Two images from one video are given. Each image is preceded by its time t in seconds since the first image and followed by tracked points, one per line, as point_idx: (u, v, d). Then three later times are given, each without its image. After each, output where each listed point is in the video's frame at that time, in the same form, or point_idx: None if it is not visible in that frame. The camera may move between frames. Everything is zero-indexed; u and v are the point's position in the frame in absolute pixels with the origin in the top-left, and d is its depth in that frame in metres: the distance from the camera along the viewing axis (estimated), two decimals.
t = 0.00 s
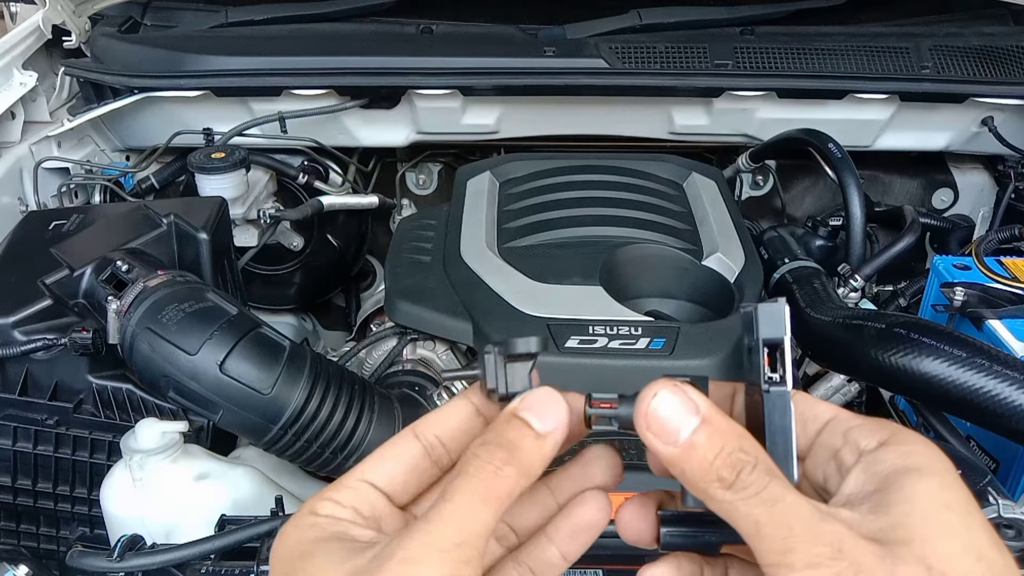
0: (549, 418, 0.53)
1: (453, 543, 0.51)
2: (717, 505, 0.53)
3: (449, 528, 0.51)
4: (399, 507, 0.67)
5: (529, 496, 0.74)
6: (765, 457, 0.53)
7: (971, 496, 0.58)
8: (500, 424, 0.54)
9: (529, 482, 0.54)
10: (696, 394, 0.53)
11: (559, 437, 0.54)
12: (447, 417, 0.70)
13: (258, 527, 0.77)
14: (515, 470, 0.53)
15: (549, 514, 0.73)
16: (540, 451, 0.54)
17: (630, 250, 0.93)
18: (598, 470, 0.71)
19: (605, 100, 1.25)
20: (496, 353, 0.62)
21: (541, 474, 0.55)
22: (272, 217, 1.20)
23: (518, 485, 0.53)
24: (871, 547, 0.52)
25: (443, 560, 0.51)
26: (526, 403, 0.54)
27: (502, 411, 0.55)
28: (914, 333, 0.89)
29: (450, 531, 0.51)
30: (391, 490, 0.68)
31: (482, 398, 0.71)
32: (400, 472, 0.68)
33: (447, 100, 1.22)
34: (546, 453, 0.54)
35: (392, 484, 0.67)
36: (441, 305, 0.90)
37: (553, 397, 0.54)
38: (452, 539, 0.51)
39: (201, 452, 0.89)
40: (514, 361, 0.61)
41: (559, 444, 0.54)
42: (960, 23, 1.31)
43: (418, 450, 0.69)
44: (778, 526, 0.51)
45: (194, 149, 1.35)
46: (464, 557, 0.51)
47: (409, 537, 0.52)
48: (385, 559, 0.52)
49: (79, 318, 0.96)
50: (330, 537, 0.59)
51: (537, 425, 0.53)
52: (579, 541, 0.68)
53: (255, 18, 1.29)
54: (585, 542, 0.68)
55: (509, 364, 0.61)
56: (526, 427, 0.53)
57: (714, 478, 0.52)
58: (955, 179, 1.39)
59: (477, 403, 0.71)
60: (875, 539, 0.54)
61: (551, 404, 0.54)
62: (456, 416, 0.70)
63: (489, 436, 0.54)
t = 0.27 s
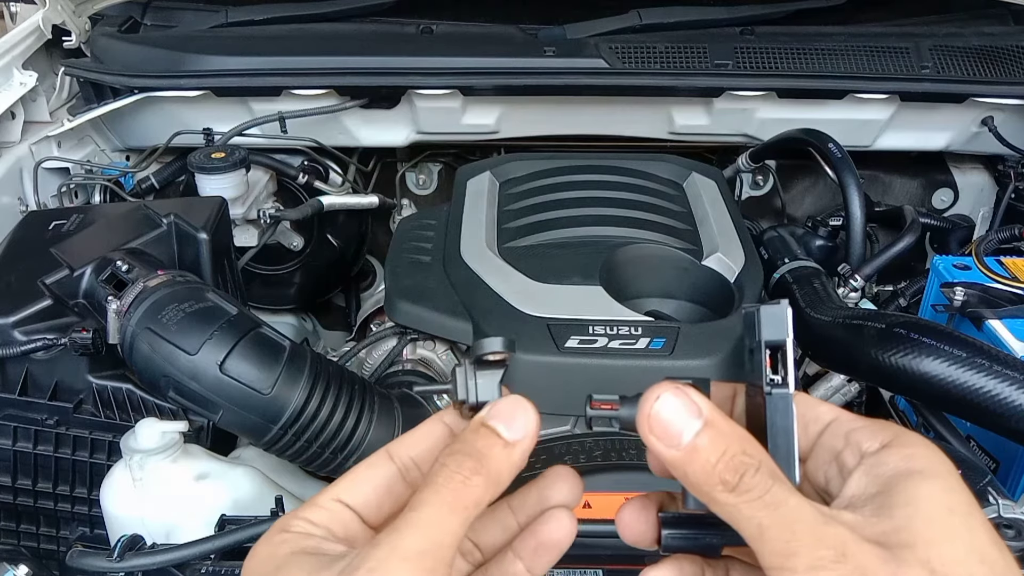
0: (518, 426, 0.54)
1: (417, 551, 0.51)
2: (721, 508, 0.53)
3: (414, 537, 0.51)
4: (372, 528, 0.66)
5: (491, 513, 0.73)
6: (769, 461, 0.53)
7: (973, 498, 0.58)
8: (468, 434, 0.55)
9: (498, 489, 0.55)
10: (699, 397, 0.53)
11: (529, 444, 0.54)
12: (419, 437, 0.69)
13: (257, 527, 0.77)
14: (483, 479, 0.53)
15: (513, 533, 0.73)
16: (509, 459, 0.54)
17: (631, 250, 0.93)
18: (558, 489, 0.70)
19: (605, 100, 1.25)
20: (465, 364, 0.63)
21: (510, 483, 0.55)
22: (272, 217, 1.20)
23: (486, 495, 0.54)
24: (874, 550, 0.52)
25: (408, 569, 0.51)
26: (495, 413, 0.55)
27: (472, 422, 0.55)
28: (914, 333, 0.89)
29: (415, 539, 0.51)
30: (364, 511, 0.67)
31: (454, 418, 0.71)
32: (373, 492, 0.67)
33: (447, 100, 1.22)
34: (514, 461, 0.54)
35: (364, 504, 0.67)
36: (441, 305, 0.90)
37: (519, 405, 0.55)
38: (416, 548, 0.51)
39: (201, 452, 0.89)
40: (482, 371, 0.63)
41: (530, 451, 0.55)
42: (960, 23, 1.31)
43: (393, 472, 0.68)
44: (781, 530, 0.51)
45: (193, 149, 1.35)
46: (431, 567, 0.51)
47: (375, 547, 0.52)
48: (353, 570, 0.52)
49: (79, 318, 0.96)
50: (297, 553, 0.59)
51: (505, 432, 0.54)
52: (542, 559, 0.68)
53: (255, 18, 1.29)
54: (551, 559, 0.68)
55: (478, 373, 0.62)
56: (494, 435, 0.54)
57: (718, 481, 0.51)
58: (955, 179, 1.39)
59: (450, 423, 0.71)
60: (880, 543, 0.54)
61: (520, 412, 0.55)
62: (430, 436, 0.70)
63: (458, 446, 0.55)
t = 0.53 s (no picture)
0: (508, 420, 0.54)
1: (411, 551, 0.52)
2: (720, 511, 0.53)
3: (406, 536, 0.53)
4: (366, 525, 0.67)
5: (484, 509, 0.74)
6: (768, 463, 0.53)
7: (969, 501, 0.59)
8: (458, 428, 0.55)
9: (490, 483, 0.55)
10: (698, 399, 0.52)
11: (520, 437, 0.54)
12: (412, 434, 0.69)
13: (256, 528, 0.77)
14: (475, 474, 0.54)
15: (506, 528, 0.74)
16: (501, 453, 0.54)
17: (631, 250, 0.93)
18: (550, 485, 0.69)
19: (605, 100, 1.25)
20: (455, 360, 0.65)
21: (502, 475, 0.56)
22: (272, 217, 1.20)
23: (477, 489, 0.54)
24: (872, 553, 0.52)
25: (401, 569, 0.52)
26: (484, 406, 0.54)
27: (461, 415, 0.55)
28: (914, 333, 0.89)
29: (408, 538, 0.53)
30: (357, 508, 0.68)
31: (448, 413, 0.71)
32: (366, 488, 0.68)
33: (447, 100, 1.22)
34: (505, 454, 0.54)
35: (357, 500, 0.68)
36: (442, 305, 0.90)
37: (508, 398, 0.54)
38: (410, 547, 0.52)
39: (201, 452, 0.89)
40: (472, 365, 0.65)
41: (520, 444, 0.55)
42: (960, 23, 1.31)
43: (386, 468, 0.69)
44: (780, 533, 0.51)
45: (193, 149, 1.35)
46: (423, 565, 0.53)
47: (368, 547, 0.53)
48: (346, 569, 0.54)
49: (79, 318, 0.96)
50: (288, 550, 0.60)
51: (497, 426, 0.54)
52: (535, 556, 0.68)
53: (255, 18, 1.29)
54: (543, 557, 0.68)
55: (468, 367, 0.64)
56: (485, 429, 0.54)
57: (717, 484, 0.51)
58: (955, 179, 1.39)
59: (442, 419, 0.71)
60: (878, 546, 0.54)
61: (510, 406, 0.55)
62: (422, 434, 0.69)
63: (448, 440, 0.55)
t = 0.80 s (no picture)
0: (496, 408, 0.54)
1: (396, 534, 0.53)
2: (720, 508, 0.53)
3: (394, 521, 0.53)
4: (358, 514, 0.67)
5: (479, 498, 0.74)
6: (769, 461, 0.53)
7: (970, 498, 0.59)
8: (448, 418, 0.55)
9: (479, 473, 0.55)
10: (699, 397, 0.52)
11: (508, 426, 0.54)
12: (405, 422, 0.70)
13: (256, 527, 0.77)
14: (463, 463, 0.54)
15: (499, 518, 0.74)
16: (490, 441, 0.54)
17: (632, 250, 0.93)
18: (544, 474, 0.70)
19: (605, 100, 1.25)
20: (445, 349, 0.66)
21: (491, 464, 0.56)
22: (272, 217, 1.20)
23: (466, 478, 0.55)
24: (875, 551, 0.52)
25: (386, 551, 0.53)
26: (473, 396, 0.54)
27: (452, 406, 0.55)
28: (914, 333, 0.89)
29: (394, 523, 0.53)
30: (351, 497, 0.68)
31: (440, 400, 0.71)
32: (360, 476, 0.68)
33: (447, 100, 1.22)
34: (495, 443, 0.55)
35: (350, 488, 0.68)
36: (442, 306, 0.90)
37: (496, 387, 0.54)
38: (396, 531, 0.53)
39: (201, 452, 0.89)
40: (462, 355, 0.65)
41: (509, 432, 0.55)
42: (960, 23, 1.31)
43: (379, 456, 0.69)
44: (782, 531, 0.51)
45: (193, 149, 1.35)
46: (407, 549, 0.53)
47: (354, 531, 0.54)
48: (331, 554, 0.54)
49: (79, 318, 0.96)
50: (279, 540, 0.60)
51: (483, 415, 0.54)
52: (528, 546, 0.68)
53: (254, 18, 1.29)
54: (536, 546, 0.69)
55: (457, 357, 0.65)
56: (473, 419, 0.54)
57: (718, 481, 0.51)
58: (955, 179, 1.39)
59: (435, 406, 0.71)
60: (879, 543, 0.54)
61: (499, 393, 0.55)
62: (415, 421, 0.70)
63: (438, 431, 0.55)
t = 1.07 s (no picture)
0: (489, 403, 0.54)
1: (393, 529, 0.53)
2: (718, 510, 0.53)
3: (390, 515, 0.53)
4: (353, 506, 0.67)
5: (473, 491, 0.75)
6: (767, 463, 0.53)
7: (966, 500, 0.59)
8: (441, 413, 0.55)
9: (474, 468, 0.56)
10: (697, 399, 0.52)
11: (502, 421, 0.55)
12: (400, 415, 0.71)
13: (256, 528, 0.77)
14: (459, 458, 0.55)
15: (494, 511, 0.74)
16: (484, 436, 0.55)
17: (632, 250, 0.93)
18: (538, 467, 0.70)
19: (605, 100, 1.25)
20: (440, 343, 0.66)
21: (485, 460, 0.57)
22: (272, 217, 1.20)
23: (461, 473, 0.55)
24: (872, 552, 0.52)
25: (382, 546, 0.53)
26: (466, 391, 0.55)
27: (445, 401, 0.56)
28: (914, 333, 0.89)
29: (390, 518, 0.53)
30: (345, 489, 0.68)
31: (434, 393, 0.72)
32: (355, 469, 0.68)
33: (447, 100, 1.22)
34: (488, 437, 0.55)
35: (344, 482, 0.67)
36: (441, 306, 0.89)
37: (489, 381, 0.55)
38: (392, 526, 0.53)
39: (201, 452, 0.89)
40: (457, 349, 0.65)
41: (503, 427, 0.55)
42: (960, 23, 1.31)
43: (374, 448, 0.69)
44: (780, 533, 0.51)
45: (193, 149, 1.35)
46: (403, 544, 0.53)
47: (350, 525, 0.54)
48: (326, 550, 0.54)
49: (80, 318, 0.96)
50: (273, 533, 0.60)
51: (477, 410, 0.54)
52: (522, 540, 0.69)
53: (254, 18, 1.29)
54: (530, 539, 0.69)
55: (452, 351, 0.65)
56: (467, 414, 0.54)
57: (716, 483, 0.52)
58: (955, 179, 1.39)
59: (429, 398, 0.72)
60: (876, 544, 0.54)
61: (492, 388, 0.55)
62: (409, 413, 0.71)
63: (432, 426, 0.56)
